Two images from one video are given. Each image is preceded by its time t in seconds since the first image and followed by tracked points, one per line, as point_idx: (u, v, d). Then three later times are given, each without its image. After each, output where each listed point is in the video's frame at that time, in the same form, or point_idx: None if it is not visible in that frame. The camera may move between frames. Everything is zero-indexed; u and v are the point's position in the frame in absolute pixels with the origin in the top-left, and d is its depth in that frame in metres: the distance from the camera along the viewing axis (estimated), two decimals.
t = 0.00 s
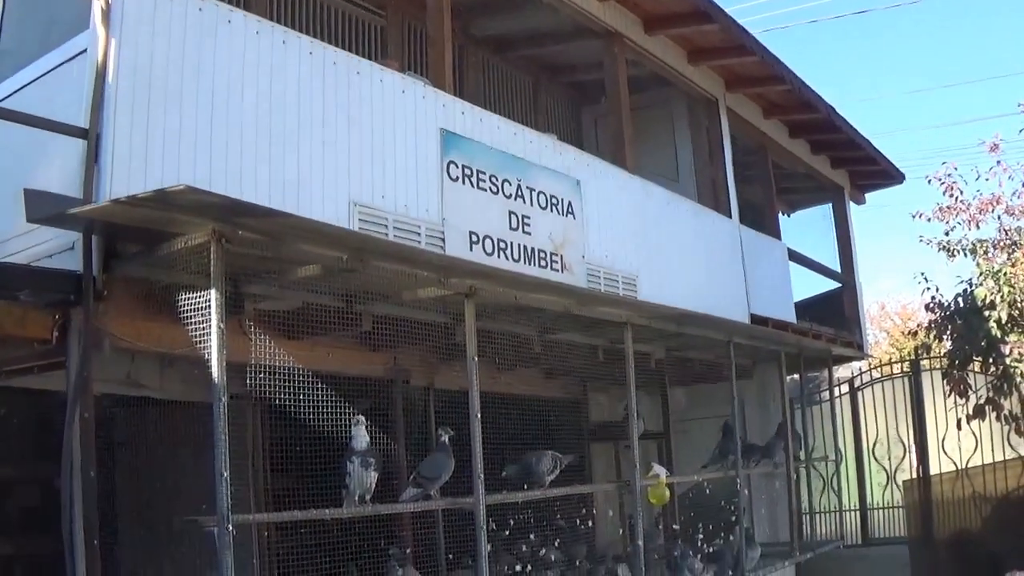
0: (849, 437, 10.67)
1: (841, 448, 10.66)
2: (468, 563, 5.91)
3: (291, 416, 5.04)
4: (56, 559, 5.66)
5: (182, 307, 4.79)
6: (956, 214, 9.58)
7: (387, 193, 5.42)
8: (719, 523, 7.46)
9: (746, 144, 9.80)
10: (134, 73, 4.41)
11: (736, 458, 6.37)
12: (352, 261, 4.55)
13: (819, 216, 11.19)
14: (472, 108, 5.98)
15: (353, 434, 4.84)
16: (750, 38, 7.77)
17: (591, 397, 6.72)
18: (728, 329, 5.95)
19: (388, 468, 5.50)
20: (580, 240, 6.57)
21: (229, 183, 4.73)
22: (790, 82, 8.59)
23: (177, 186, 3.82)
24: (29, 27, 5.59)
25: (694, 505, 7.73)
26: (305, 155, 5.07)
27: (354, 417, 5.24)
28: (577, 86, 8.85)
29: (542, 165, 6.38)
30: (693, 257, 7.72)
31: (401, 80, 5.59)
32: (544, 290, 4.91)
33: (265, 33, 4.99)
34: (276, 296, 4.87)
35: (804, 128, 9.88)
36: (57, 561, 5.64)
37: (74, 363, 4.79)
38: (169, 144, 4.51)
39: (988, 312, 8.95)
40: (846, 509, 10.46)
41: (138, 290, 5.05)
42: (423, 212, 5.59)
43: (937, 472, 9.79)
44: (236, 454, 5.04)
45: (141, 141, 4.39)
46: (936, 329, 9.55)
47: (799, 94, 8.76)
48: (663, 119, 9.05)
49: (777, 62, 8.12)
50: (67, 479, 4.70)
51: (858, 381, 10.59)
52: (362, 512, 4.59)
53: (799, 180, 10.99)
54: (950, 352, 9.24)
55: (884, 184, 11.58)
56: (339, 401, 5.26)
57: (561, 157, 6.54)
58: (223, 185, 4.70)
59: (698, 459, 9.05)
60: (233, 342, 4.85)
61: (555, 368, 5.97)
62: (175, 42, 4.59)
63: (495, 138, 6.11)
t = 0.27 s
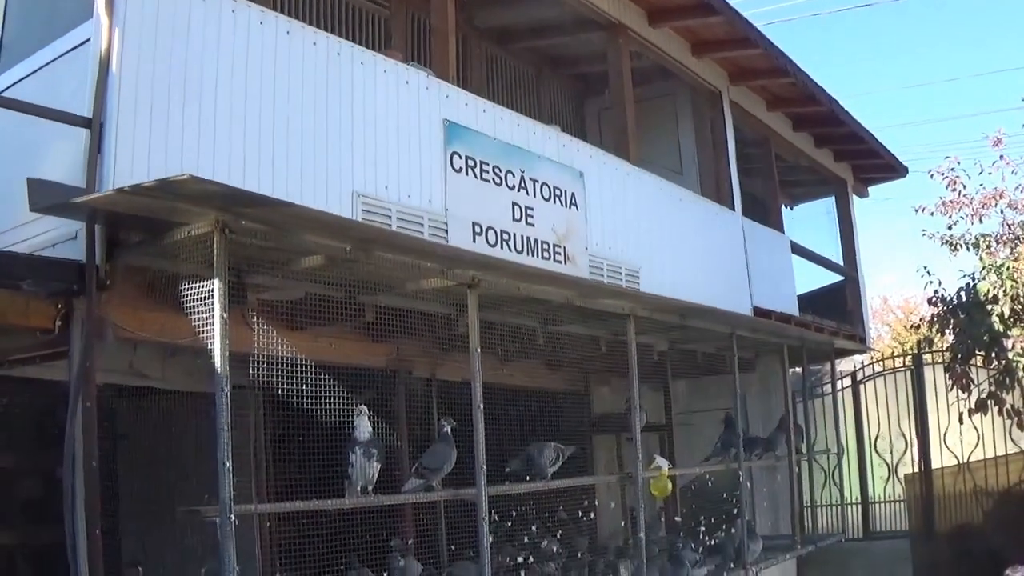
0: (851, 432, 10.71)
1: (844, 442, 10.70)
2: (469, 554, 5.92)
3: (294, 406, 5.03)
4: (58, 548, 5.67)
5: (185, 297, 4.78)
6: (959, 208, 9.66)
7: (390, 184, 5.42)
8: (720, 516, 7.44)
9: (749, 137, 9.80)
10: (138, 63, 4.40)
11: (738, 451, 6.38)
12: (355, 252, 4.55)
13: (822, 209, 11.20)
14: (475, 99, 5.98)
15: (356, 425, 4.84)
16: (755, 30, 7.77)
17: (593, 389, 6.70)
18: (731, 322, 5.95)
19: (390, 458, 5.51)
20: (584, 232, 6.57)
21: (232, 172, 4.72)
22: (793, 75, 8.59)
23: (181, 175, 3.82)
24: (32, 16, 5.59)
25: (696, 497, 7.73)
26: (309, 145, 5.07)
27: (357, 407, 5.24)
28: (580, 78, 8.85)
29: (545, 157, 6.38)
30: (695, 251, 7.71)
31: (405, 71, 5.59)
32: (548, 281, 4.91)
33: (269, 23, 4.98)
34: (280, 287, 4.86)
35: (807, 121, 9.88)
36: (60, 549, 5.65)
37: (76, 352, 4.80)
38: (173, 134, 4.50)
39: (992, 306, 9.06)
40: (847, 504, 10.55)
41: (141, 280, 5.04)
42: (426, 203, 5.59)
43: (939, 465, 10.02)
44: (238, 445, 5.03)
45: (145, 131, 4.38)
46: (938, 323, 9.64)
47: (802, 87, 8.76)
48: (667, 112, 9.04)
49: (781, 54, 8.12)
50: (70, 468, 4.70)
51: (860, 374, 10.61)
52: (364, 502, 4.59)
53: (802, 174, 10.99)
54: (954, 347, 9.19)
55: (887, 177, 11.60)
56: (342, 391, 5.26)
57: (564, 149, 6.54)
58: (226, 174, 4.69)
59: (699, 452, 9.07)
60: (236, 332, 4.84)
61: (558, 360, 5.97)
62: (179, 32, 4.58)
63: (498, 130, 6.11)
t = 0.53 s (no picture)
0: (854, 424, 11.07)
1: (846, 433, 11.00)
2: (475, 545, 5.79)
3: (297, 397, 5.02)
4: (61, 538, 5.67)
5: (188, 288, 4.76)
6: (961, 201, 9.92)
7: (394, 174, 5.42)
8: (723, 507, 7.46)
9: (752, 128, 9.80)
10: (141, 53, 4.39)
11: (741, 442, 6.38)
12: (359, 242, 4.55)
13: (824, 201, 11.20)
14: (478, 89, 5.98)
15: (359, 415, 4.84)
16: (758, 22, 7.76)
17: (596, 380, 6.65)
18: (734, 313, 5.95)
19: (393, 448, 5.51)
20: (587, 223, 6.57)
21: (236, 163, 4.71)
22: (797, 67, 8.58)
23: (184, 165, 3.80)
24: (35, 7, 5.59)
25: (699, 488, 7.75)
26: (312, 135, 5.06)
27: (361, 398, 5.23)
28: (583, 69, 8.83)
29: (548, 147, 6.38)
30: (698, 243, 7.71)
31: (408, 61, 5.58)
32: (551, 272, 4.91)
33: (272, 14, 4.97)
34: (283, 277, 4.85)
35: (810, 113, 9.88)
36: (63, 539, 5.65)
37: (79, 343, 4.80)
38: (176, 125, 4.50)
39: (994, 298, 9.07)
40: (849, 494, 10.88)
41: (144, 271, 5.05)
42: (429, 193, 5.58)
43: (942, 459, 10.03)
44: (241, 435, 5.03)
45: (148, 122, 4.37)
46: (942, 315, 9.55)
47: (806, 78, 8.75)
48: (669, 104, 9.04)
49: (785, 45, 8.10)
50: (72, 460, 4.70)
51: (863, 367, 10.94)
52: (367, 492, 4.59)
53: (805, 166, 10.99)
54: (956, 339, 9.18)
55: (890, 169, 11.61)
56: (346, 382, 5.25)
57: (567, 140, 6.54)
58: (230, 165, 4.69)
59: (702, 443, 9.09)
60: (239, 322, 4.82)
61: (561, 351, 5.97)
62: (182, 22, 4.57)
63: (501, 120, 6.10)
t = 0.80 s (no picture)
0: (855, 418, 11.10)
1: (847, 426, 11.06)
2: (475, 538, 5.90)
3: (299, 389, 5.02)
4: (63, 529, 5.68)
5: (190, 279, 4.75)
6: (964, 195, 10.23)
7: (396, 167, 5.41)
8: (725, 501, 7.47)
9: (754, 121, 9.79)
10: (144, 45, 4.38)
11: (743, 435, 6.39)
12: (361, 234, 4.55)
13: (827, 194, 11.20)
14: (481, 82, 5.97)
15: (362, 408, 4.84)
16: (761, 15, 7.75)
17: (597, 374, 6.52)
18: (736, 306, 5.96)
19: (394, 440, 5.52)
20: (589, 216, 6.57)
21: (239, 154, 4.71)
22: (799, 60, 8.57)
23: (186, 157, 3.79)
24: None
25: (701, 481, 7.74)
26: (315, 127, 5.05)
27: (363, 390, 5.23)
28: (586, 62, 8.82)
29: (551, 140, 6.38)
30: (700, 237, 7.70)
31: (410, 54, 5.58)
32: (554, 264, 4.91)
33: (274, 6, 4.96)
34: (285, 269, 4.85)
35: (813, 106, 9.87)
36: (65, 530, 5.66)
37: (81, 334, 4.79)
38: (178, 116, 4.49)
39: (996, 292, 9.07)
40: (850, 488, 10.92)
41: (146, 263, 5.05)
42: (431, 186, 5.58)
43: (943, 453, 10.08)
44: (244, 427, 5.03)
45: (150, 113, 4.37)
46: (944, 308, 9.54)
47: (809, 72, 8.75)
48: (672, 98, 9.03)
49: (788, 38, 8.09)
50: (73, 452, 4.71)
51: (865, 359, 10.95)
52: (369, 484, 4.60)
53: (807, 159, 10.99)
54: (958, 333, 9.17)
55: (892, 162, 11.62)
56: (348, 374, 5.25)
57: (569, 133, 6.53)
58: (233, 156, 4.68)
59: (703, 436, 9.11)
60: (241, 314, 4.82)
61: (563, 344, 5.97)
62: (184, 14, 4.56)
63: (504, 113, 6.10)
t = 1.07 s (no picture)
0: (859, 411, 11.08)
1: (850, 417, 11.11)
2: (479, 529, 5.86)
3: (303, 382, 5.02)
4: (66, 523, 5.69)
5: (192, 272, 4.74)
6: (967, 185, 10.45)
7: (398, 158, 5.41)
8: (729, 490, 7.39)
9: (756, 112, 9.79)
10: (145, 37, 4.37)
11: (746, 426, 6.40)
12: (364, 226, 4.55)
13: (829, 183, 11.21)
14: (482, 73, 5.97)
15: (365, 399, 4.83)
16: (762, 5, 7.75)
17: (600, 364, 6.61)
18: (739, 296, 5.96)
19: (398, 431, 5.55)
20: (591, 206, 6.58)
21: (241, 146, 4.70)
22: (801, 49, 8.57)
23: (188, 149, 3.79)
24: None
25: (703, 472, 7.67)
26: (316, 118, 5.05)
27: (366, 381, 5.23)
28: (587, 53, 8.81)
29: (552, 131, 6.38)
30: (702, 230, 7.71)
31: (411, 45, 5.57)
32: (557, 255, 4.91)
33: None
34: (287, 260, 4.84)
35: (815, 96, 9.89)
36: (69, 523, 5.67)
37: (84, 327, 4.79)
38: (180, 108, 4.49)
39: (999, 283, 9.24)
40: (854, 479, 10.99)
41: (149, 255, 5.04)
42: (433, 176, 5.58)
43: (947, 442, 10.22)
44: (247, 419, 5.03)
45: (152, 105, 4.37)
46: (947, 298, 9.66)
47: (810, 61, 8.75)
48: (673, 89, 9.03)
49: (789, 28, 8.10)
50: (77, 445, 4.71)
51: (868, 349, 10.92)
52: (373, 475, 4.60)
53: (809, 149, 11.00)
54: (961, 323, 9.32)
55: (894, 152, 11.65)
56: (351, 366, 5.25)
57: (572, 124, 6.54)
58: (235, 148, 4.68)
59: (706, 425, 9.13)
60: (244, 306, 4.81)
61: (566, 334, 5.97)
62: (184, 6, 4.56)
63: (505, 104, 6.10)
